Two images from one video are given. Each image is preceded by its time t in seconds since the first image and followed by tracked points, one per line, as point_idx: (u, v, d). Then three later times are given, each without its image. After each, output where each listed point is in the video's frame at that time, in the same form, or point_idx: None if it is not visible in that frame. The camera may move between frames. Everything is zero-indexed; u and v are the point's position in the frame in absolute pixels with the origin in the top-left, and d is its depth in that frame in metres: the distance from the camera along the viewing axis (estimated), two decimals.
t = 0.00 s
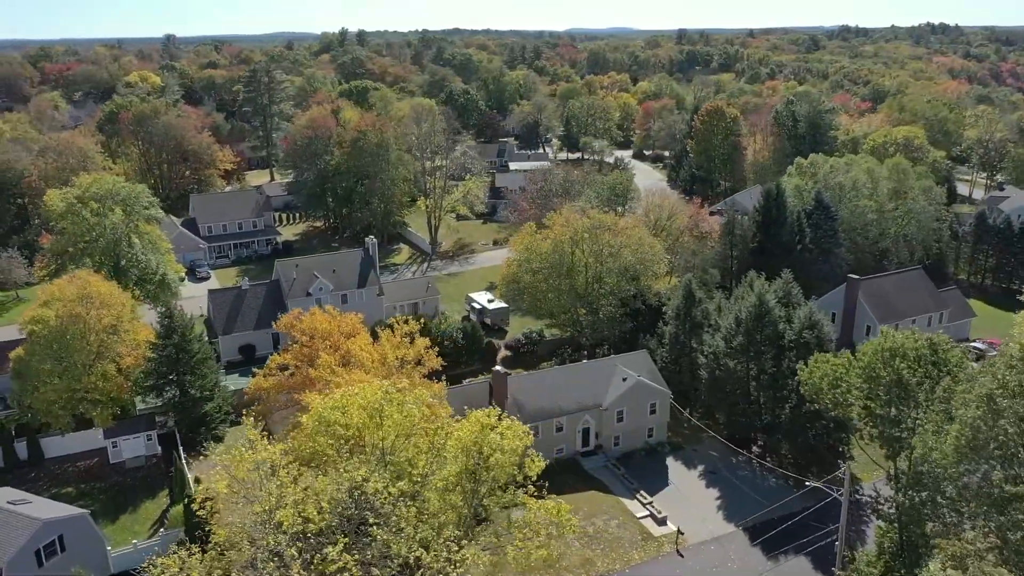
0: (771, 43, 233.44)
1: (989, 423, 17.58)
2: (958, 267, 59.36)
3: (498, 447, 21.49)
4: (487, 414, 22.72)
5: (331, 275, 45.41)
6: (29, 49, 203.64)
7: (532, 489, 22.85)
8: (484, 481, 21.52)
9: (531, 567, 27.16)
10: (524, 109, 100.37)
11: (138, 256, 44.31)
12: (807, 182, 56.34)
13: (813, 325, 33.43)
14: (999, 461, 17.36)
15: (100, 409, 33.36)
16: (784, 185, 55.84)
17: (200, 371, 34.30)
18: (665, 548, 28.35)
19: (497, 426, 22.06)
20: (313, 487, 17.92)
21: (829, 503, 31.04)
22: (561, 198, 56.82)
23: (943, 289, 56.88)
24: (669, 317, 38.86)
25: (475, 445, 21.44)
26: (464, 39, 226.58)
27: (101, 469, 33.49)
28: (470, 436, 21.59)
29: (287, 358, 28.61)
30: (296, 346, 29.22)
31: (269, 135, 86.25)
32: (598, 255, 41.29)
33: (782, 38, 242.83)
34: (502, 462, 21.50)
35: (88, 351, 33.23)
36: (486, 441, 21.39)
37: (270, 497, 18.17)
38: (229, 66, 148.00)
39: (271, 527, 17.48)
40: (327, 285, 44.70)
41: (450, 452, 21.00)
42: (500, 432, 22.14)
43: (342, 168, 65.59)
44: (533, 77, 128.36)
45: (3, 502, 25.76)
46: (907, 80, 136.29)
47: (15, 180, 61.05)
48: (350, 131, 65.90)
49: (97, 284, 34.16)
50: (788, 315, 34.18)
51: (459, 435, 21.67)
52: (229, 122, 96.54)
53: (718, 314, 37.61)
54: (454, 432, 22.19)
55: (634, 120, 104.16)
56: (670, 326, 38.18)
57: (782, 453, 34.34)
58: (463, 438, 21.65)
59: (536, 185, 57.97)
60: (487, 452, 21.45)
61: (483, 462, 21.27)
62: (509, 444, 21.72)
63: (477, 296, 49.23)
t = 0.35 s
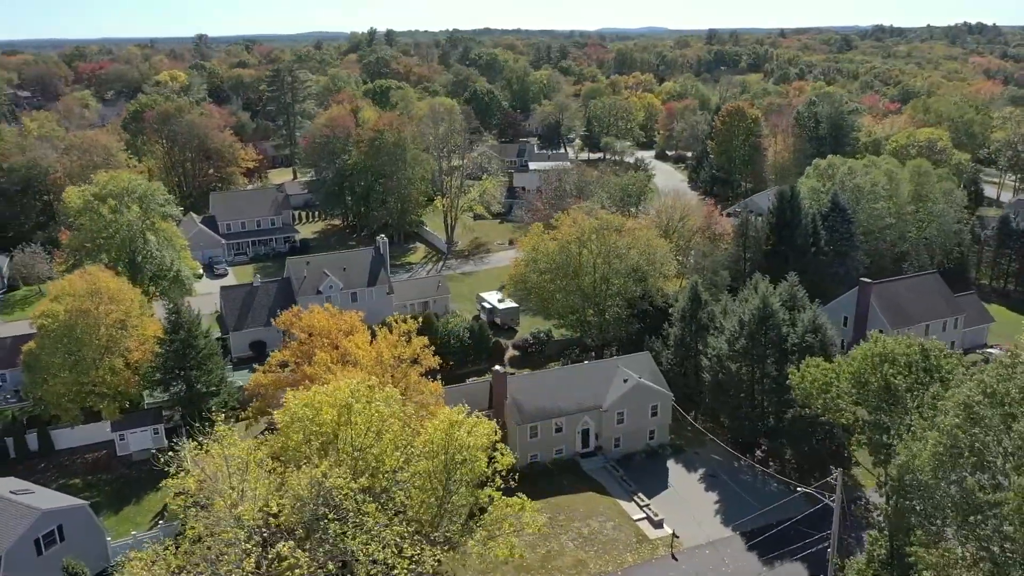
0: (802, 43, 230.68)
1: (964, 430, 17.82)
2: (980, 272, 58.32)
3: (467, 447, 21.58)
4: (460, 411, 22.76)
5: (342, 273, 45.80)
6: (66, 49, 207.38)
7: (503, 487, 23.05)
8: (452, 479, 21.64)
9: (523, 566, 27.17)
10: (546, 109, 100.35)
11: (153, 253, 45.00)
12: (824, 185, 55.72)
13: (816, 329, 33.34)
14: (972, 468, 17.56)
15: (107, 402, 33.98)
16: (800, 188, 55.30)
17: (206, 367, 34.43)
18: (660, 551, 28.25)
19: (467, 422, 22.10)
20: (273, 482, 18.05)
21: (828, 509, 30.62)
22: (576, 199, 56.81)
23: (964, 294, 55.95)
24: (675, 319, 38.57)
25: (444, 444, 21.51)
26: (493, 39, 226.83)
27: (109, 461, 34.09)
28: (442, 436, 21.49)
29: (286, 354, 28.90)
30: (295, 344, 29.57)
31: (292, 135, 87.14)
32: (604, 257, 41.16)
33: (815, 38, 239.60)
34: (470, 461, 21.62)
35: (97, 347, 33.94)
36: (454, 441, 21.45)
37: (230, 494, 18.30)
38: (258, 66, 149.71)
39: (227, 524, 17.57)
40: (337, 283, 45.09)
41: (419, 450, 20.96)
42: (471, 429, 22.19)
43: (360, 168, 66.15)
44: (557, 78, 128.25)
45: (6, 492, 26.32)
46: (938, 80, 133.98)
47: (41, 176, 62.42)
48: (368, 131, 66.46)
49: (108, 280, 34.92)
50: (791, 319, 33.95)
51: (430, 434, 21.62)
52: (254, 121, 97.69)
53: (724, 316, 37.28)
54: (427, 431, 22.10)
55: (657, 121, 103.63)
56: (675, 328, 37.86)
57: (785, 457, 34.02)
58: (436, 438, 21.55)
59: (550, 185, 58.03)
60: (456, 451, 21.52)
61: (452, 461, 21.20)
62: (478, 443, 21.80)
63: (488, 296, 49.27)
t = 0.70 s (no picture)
0: (838, 43, 226.93)
1: (949, 438, 17.59)
2: (1006, 277, 57.00)
3: (441, 442, 20.87)
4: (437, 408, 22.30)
5: (355, 271, 46.19)
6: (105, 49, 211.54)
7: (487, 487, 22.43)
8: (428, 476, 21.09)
9: (519, 565, 27.09)
10: (571, 109, 100.13)
11: (171, 250, 45.77)
12: (844, 186, 54.84)
13: (822, 334, 32.67)
14: (958, 479, 17.34)
15: (119, 395, 34.71)
16: (820, 190, 54.60)
17: (217, 362, 34.98)
18: (658, 554, 27.99)
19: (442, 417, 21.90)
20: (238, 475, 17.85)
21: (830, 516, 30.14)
22: (593, 199, 56.64)
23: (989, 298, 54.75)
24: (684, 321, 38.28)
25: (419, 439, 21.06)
26: (525, 39, 226.73)
27: (120, 453, 34.79)
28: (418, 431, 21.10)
29: (287, 350, 29.22)
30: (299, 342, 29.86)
31: (317, 133, 88.00)
32: (614, 257, 41.03)
33: (852, 38, 235.80)
34: (445, 457, 20.90)
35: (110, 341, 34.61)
36: (427, 435, 20.78)
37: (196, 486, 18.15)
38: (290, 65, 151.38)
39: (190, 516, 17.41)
40: (350, 281, 45.48)
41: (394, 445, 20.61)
42: (446, 425, 21.56)
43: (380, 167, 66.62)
44: (585, 77, 127.93)
45: (13, 481, 26.93)
46: (975, 81, 131.14)
47: (70, 173, 63.78)
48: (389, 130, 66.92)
49: (121, 276, 35.44)
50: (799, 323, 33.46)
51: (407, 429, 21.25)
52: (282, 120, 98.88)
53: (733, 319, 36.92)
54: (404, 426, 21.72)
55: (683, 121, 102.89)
56: (683, 330, 37.61)
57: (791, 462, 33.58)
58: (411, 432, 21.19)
59: (568, 186, 57.95)
60: (429, 447, 20.85)
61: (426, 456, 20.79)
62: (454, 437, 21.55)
63: (502, 295, 49.31)
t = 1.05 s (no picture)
0: (878, 42, 222.73)
1: (937, 449, 17.50)
2: None
3: (419, 437, 21.29)
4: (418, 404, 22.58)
5: (371, 269, 46.53)
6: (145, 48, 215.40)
7: (466, 483, 22.86)
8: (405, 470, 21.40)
9: (517, 565, 27.05)
10: (598, 108, 99.77)
11: (191, 245, 46.47)
12: (869, 188, 53.89)
13: (831, 337, 32.05)
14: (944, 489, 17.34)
15: (133, 387, 35.16)
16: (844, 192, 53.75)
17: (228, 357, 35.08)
18: (658, 557, 27.77)
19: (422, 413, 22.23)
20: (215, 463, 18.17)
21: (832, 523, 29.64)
22: (613, 199, 56.36)
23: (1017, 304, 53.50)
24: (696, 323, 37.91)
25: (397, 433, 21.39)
26: (558, 39, 226.28)
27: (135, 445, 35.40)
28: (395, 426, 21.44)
29: (292, 346, 29.58)
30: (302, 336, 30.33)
31: (344, 132, 88.73)
32: (627, 257, 40.78)
33: (891, 38, 231.59)
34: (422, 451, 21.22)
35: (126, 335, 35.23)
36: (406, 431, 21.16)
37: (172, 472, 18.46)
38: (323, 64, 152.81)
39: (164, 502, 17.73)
40: (366, 278, 45.81)
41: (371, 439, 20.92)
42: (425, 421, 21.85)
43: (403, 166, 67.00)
44: (615, 77, 127.33)
45: (23, 470, 27.58)
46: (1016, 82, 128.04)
47: (100, 170, 65.03)
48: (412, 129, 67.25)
49: (138, 272, 36.16)
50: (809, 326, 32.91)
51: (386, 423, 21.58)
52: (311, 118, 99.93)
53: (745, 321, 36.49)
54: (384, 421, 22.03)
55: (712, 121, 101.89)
56: (695, 332, 37.28)
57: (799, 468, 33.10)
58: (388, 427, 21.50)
59: (588, 185, 57.75)
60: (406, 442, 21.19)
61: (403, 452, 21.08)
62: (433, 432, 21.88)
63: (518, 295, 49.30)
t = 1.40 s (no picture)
0: (917, 42, 218.29)
1: (925, 458, 17.42)
2: None
3: (401, 435, 21.39)
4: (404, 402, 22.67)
5: (387, 267, 46.86)
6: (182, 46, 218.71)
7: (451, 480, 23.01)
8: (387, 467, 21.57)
9: (515, 564, 27.02)
10: (625, 108, 99.20)
11: (211, 240, 47.20)
12: (894, 190, 52.81)
13: (841, 341, 31.42)
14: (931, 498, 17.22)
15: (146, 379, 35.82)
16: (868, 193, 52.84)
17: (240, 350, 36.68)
18: (658, 560, 27.55)
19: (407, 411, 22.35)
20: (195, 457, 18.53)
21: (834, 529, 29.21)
22: (633, 199, 55.98)
23: None
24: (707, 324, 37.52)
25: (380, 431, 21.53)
26: (590, 37, 225.39)
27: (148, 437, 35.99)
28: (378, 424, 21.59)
29: (298, 341, 29.93)
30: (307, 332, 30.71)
31: (370, 129, 89.33)
32: (640, 257, 40.50)
33: (930, 38, 227.36)
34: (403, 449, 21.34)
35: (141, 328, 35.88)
36: (388, 429, 21.28)
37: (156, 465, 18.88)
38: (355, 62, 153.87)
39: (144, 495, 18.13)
40: (381, 275, 46.13)
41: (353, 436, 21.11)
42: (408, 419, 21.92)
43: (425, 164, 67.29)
44: (644, 76, 126.56)
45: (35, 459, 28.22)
46: None
47: (129, 166, 66.14)
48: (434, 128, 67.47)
49: (155, 266, 36.71)
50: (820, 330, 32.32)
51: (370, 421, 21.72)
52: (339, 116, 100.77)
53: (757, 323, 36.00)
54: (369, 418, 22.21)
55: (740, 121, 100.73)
56: (706, 334, 36.93)
57: (806, 473, 32.61)
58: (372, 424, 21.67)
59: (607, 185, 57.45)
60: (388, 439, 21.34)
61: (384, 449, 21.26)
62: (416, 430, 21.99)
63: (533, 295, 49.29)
